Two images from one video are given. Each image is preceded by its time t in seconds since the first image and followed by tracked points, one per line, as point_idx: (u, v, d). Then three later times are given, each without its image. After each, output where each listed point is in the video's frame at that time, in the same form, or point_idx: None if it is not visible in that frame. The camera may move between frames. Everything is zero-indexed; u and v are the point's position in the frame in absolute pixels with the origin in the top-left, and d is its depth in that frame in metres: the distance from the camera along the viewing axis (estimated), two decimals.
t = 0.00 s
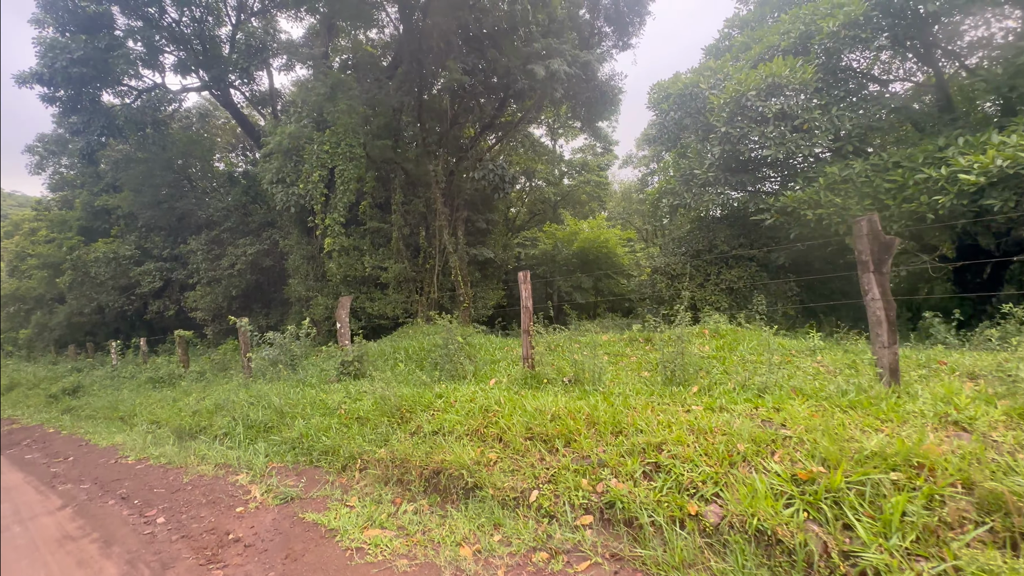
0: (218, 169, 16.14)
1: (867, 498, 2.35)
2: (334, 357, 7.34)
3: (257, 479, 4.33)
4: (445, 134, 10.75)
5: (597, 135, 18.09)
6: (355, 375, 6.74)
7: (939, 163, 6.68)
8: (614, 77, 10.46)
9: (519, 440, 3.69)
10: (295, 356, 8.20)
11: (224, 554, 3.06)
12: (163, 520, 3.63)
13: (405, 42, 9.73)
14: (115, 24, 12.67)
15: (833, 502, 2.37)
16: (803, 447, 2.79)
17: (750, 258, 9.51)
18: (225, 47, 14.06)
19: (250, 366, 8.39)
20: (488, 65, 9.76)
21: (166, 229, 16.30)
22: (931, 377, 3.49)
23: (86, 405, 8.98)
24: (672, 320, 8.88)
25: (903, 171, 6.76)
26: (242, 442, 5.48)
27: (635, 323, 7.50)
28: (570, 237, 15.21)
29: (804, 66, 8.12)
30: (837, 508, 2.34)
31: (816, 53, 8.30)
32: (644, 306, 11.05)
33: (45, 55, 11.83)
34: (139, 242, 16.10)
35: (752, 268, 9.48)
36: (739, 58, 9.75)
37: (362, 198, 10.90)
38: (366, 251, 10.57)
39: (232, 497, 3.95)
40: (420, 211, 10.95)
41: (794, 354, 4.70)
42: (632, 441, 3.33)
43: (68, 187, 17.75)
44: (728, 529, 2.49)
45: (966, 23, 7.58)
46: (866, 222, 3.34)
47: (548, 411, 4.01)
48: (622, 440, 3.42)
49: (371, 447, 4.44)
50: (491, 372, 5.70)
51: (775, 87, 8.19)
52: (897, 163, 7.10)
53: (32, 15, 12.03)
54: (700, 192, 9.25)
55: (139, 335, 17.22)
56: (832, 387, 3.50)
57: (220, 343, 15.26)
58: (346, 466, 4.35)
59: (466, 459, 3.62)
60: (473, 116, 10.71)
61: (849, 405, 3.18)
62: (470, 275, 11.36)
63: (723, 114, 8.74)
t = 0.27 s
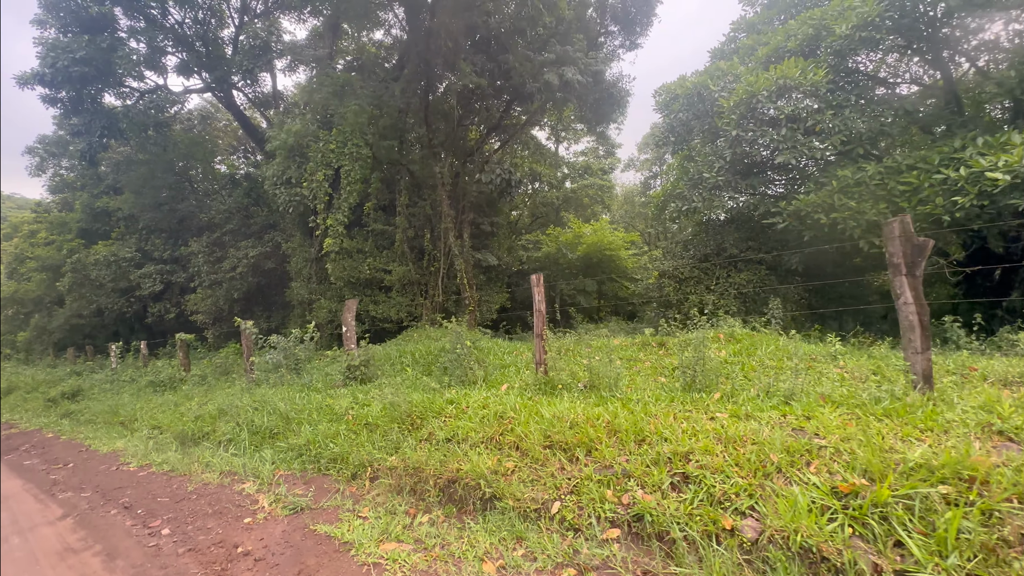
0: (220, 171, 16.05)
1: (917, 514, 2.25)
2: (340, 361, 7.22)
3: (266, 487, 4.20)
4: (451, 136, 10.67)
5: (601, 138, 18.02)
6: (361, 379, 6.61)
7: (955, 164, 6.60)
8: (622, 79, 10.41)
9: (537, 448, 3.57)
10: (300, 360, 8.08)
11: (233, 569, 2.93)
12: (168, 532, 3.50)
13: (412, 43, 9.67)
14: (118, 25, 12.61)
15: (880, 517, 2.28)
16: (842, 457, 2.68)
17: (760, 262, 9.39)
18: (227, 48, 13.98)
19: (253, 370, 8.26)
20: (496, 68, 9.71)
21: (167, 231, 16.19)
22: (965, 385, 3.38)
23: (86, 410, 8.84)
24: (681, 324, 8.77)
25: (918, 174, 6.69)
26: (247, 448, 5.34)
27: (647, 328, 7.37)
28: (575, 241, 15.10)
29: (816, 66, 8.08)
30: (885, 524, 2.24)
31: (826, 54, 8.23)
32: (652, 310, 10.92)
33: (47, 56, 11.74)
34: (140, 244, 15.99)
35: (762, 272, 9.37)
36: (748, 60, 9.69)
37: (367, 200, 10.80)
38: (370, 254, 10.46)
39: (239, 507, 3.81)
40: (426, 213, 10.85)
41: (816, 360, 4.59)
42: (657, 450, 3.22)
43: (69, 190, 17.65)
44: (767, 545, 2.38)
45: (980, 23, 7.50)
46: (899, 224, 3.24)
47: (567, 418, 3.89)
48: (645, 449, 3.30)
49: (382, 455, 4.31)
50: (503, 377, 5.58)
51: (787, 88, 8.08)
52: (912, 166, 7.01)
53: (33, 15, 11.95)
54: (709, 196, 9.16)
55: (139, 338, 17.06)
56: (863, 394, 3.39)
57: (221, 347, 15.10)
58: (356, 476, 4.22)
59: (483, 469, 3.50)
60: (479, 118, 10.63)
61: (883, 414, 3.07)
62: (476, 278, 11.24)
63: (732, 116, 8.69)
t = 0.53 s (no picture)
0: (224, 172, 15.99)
1: (970, 516, 2.18)
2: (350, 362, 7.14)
3: (279, 489, 4.10)
4: (459, 135, 10.61)
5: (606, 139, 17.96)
6: (371, 380, 6.52)
7: (973, 161, 6.53)
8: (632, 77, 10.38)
9: (559, 448, 3.48)
10: (308, 361, 8.00)
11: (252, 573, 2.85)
12: (181, 534, 3.41)
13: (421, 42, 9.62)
14: (123, 24, 12.57)
15: (932, 519, 2.22)
16: (883, 458, 2.60)
17: (772, 262, 9.30)
18: (233, 49, 13.96)
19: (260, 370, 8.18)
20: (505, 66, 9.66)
21: (171, 232, 16.12)
22: (999, 384, 3.32)
23: (91, 410, 8.75)
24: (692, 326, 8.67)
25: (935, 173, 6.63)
26: (257, 449, 5.25)
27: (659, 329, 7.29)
28: (581, 242, 15.02)
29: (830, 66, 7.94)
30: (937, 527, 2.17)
31: (840, 52, 8.15)
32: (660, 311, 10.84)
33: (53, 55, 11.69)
34: (143, 245, 15.91)
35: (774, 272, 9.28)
36: (758, 58, 9.62)
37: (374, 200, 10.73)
38: (377, 254, 10.39)
39: (253, 509, 3.72)
40: (434, 214, 10.79)
41: (840, 360, 4.50)
42: (686, 450, 3.13)
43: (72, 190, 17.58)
44: (811, 548, 2.30)
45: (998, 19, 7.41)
46: (934, 218, 3.16)
47: (588, 418, 3.79)
48: (673, 449, 3.22)
49: (397, 456, 4.22)
50: (516, 377, 5.49)
51: (800, 87, 7.99)
52: (929, 164, 6.93)
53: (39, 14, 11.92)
54: (720, 195, 9.08)
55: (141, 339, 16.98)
56: (896, 394, 3.32)
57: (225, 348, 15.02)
58: (371, 477, 4.13)
59: (505, 470, 3.41)
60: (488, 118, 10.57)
61: (920, 414, 2.99)
62: (483, 279, 11.17)
63: (745, 115, 8.61)
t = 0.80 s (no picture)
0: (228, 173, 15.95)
1: None
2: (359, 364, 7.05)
3: (293, 495, 4.02)
4: (467, 136, 10.55)
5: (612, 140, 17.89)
6: (381, 382, 6.43)
7: (994, 161, 6.43)
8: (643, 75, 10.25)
9: (583, 454, 3.39)
10: (316, 363, 7.92)
11: None
12: (195, 542, 3.33)
13: (429, 42, 9.56)
14: (129, 26, 12.51)
15: (986, 532, 2.17)
16: (927, 467, 2.52)
17: (784, 263, 9.19)
18: (238, 50, 13.94)
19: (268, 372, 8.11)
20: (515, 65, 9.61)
21: (176, 233, 16.11)
22: None
23: (97, 412, 8.69)
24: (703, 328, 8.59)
25: (952, 173, 6.60)
26: (267, 453, 5.16)
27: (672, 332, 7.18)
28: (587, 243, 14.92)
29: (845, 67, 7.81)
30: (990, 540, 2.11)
31: (855, 53, 8.07)
32: (670, 313, 10.75)
33: (58, 57, 11.64)
34: (147, 247, 15.90)
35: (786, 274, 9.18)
36: (768, 57, 9.55)
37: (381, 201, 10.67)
38: (385, 255, 10.32)
39: (268, 515, 3.62)
40: (441, 215, 10.72)
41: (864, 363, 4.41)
42: (715, 456, 3.05)
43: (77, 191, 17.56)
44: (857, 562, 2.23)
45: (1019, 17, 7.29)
46: (970, 220, 3.08)
47: (610, 422, 3.70)
48: (701, 456, 3.13)
49: (413, 461, 4.13)
50: (531, 380, 5.42)
51: (814, 88, 7.89)
52: (947, 164, 6.83)
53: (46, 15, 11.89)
54: (731, 197, 8.99)
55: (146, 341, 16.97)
56: (932, 399, 3.23)
57: (229, 349, 14.96)
58: (386, 483, 4.04)
59: (527, 477, 3.33)
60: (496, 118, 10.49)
61: (960, 420, 2.91)
62: (491, 281, 11.08)
63: (758, 117, 8.53)
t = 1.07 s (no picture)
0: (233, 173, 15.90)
1: None
2: (368, 364, 6.96)
3: (305, 497, 3.93)
4: (475, 134, 10.45)
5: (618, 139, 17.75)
6: (391, 382, 6.34)
7: (1016, 158, 6.30)
8: (655, 71, 10.14)
9: (606, 456, 3.29)
10: (324, 362, 7.84)
11: None
12: (208, 546, 3.24)
13: (437, 38, 9.47)
14: (135, 25, 12.46)
15: None
16: (975, 473, 2.42)
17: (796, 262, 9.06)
18: (244, 49, 13.86)
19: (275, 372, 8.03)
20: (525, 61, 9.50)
21: (181, 233, 16.07)
22: None
23: (103, 412, 8.62)
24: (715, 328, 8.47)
25: (973, 169, 6.47)
26: (277, 454, 5.07)
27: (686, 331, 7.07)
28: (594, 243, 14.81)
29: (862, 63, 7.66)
30: None
31: (873, 48, 7.92)
32: (679, 312, 10.63)
33: (65, 56, 11.60)
34: (152, 246, 15.86)
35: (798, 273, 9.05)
36: (780, 54, 9.41)
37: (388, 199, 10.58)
38: (392, 254, 10.24)
39: (281, 518, 3.54)
40: (449, 213, 10.63)
41: (889, 363, 4.30)
42: (746, 458, 2.95)
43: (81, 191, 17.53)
44: (906, 571, 2.13)
45: None
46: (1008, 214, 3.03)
47: (633, 424, 3.59)
48: (731, 458, 3.02)
49: (428, 463, 4.04)
50: (545, 380, 5.32)
51: (830, 85, 7.75)
52: (968, 161, 6.69)
53: (53, 14, 11.86)
54: (744, 195, 8.87)
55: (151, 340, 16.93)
56: (970, 402, 3.12)
57: (234, 349, 14.91)
58: (401, 486, 3.94)
59: (549, 480, 3.23)
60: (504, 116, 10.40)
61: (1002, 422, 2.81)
62: (498, 280, 10.98)
63: (771, 114, 8.40)
